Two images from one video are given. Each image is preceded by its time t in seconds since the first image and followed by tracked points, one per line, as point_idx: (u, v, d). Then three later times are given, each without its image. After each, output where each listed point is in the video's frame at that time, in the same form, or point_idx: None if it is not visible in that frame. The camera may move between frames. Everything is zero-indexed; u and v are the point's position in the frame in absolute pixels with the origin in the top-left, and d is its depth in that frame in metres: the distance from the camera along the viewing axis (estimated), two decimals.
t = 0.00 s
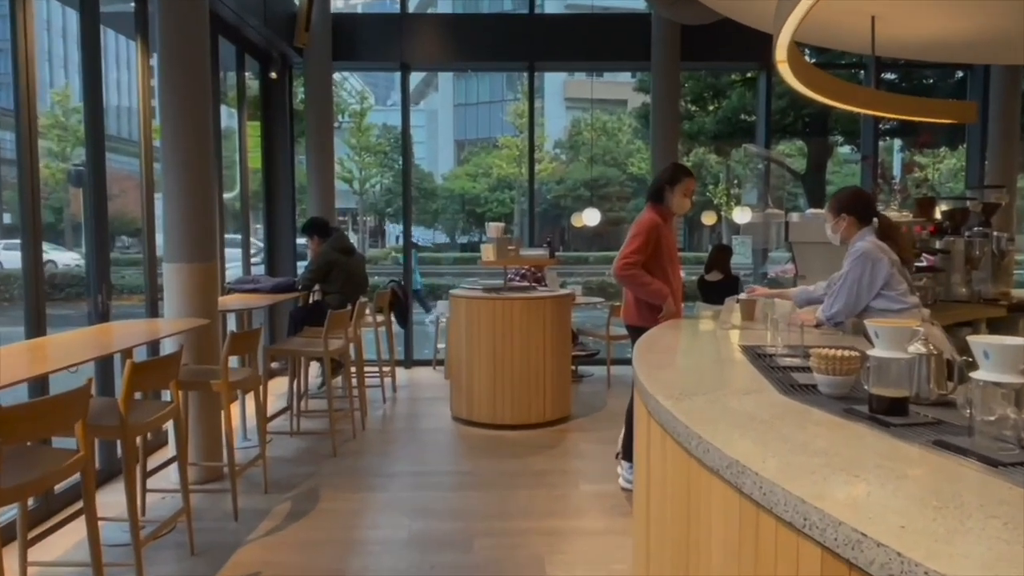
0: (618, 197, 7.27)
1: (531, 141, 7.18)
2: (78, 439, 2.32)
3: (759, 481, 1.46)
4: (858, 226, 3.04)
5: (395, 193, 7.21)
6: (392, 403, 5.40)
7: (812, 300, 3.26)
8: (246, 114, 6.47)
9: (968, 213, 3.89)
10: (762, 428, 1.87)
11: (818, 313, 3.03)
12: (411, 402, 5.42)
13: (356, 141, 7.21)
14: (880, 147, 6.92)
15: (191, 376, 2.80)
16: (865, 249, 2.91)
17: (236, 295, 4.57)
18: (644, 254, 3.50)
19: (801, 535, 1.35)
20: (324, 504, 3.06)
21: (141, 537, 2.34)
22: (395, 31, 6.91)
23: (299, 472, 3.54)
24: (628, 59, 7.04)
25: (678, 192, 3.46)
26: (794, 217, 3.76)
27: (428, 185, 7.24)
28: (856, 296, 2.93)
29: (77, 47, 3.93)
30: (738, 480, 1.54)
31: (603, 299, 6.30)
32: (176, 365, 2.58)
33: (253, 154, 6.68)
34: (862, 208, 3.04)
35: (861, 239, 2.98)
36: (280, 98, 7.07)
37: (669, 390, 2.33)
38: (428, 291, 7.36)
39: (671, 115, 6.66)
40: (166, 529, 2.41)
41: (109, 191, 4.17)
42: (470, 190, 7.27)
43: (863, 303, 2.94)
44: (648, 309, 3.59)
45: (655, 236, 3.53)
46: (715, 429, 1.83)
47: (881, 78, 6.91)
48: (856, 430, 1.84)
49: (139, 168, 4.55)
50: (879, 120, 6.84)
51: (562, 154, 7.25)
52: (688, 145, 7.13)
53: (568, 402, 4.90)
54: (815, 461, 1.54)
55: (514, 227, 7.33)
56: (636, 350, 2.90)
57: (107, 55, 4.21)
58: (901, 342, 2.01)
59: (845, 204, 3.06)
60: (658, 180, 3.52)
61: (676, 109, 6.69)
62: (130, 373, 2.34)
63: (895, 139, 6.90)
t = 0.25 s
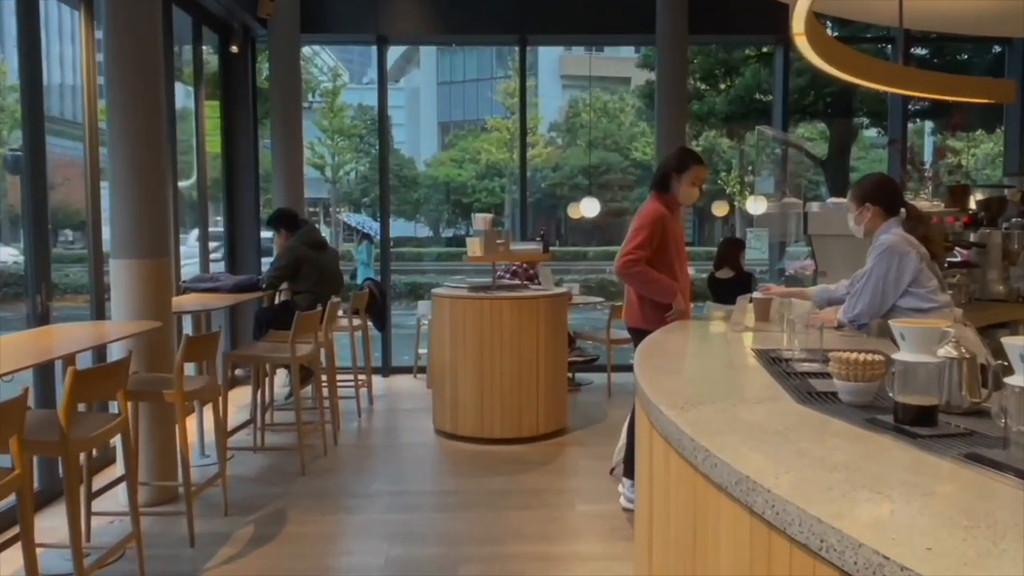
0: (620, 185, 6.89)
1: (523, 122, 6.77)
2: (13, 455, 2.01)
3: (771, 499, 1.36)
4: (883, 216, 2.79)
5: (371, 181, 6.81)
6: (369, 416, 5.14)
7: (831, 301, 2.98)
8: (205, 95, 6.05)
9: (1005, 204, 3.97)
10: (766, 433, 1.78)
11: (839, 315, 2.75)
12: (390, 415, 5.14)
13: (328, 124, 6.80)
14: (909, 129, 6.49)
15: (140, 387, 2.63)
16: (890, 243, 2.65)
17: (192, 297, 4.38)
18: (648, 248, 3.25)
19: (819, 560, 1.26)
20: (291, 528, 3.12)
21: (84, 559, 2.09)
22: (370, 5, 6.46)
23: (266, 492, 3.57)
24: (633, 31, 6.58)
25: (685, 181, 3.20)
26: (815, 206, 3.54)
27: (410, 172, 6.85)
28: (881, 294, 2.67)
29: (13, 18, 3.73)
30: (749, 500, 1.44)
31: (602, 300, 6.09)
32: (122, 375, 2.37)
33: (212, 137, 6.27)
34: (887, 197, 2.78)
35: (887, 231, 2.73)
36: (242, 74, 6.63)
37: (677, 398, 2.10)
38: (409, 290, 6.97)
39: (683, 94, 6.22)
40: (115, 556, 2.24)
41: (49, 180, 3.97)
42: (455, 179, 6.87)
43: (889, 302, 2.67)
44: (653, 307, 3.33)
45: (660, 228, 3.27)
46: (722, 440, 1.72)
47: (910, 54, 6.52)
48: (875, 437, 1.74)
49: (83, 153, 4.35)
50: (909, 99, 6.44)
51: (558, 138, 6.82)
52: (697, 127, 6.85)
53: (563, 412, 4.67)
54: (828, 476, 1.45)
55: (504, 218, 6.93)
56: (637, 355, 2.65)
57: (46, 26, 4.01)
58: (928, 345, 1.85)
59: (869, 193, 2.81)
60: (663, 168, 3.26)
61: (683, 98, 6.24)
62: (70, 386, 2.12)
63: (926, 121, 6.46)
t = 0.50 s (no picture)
0: (620, 176, 6.72)
1: (513, 110, 6.55)
2: None
3: (776, 514, 1.24)
4: (901, 209, 2.63)
5: (351, 172, 6.58)
6: (348, 426, 4.97)
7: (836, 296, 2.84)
8: (168, 78, 5.82)
9: None
10: (769, 439, 1.64)
11: (828, 297, 2.62)
12: (371, 426, 4.96)
13: (306, 111, 6.55)
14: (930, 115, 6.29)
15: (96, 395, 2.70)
16: (903, 236, 2.52)
17: (154, 299, 4.22)
18: (648, 244, 3.08)
19: None
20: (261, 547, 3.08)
21: (36, 563, 2.00)
22: None
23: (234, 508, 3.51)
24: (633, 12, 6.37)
25: (688, 173, 3.04)
26: (829, 200, 3.36)
27: (395, 164, 6.64)
28: (879, 286, 2.54)
29: None
30: (752, 512, 1.32)
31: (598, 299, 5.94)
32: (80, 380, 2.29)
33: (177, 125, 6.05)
34: (905, 190, 2.63)
35: (904, 225, 2.58)
36: (211, 58, 6.40)
37: (675, 406, 1.94)
38: (393, 291, 6.76)
39: (683, 81, 6.05)
40: None
41: None
42: (441, 171, 6.65)
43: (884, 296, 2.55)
44: (654, 306, 3.17)
45: (661, 222, 3.11)
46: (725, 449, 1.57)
47: (929, 38, 6.34)
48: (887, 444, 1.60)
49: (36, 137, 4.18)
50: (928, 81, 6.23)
51: (553, 126, 6.62)
52: (700, 115, 6.66)
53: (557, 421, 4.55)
54: (838, 489, 1.33)
55: (495, 213, 6.71)
56: (635, 359, 2.48)
57: None
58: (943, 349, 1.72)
59: (887, 184, 2.64)
60: (664, 159, 3.09)
61: (684, 92, 6.07)
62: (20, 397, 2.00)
63: (947, 107, 6.24)
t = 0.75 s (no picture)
0: (617, 167, 6.53)
1: (502, 97, 6.41)
2: None
3: (772, 538, 1.28)
4: (914, 206, 2.46)
5: (330, 164, 6.39)
6: (324, 439, 4.80)
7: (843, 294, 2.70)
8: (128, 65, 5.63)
9: None
10: (765, 456, 1.67)
11: (818, 284, 2.49)
12: (351, 439, 4.81)
13: (280, 98, 6.29)
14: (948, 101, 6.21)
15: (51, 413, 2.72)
16: (912, 233, 2.35)
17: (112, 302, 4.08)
18: (644, 244, 2.93)
19: None
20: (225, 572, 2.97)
21: None
22: None
23: (203, 528, 3.40)
24: None
25: (685, 170, 2.88)
26: (837, 195, 3.24)
27: (376, 156, 6.44)
28: (880, 280, 2.38)
29: None
30: (747, 536, 1.35)
31: (593, 300, 5.88)
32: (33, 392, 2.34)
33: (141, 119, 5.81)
34: (916, 185, 2.45)
35: (913, 223, 2.42)
36: (174, 39, 6.05)
37: (671, 422, 1.90)
38: (374, 291, 6.56)
39: (684, 63, 5.93)
40: None
41: None
42: (425, 162, 6.45)
43: (884, 290, 2.39)
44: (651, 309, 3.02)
45: (657, 220, 2.96)
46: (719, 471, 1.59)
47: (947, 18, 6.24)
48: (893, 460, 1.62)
49: None
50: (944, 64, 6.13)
51: (546, 115, 6.47)
52: (703, 102, 6.45)
53: (551, 426, 4.48)
54: (836, 511, 1.37)
55: (483, 207, 6.55)
56: (629, 364, 2.37)
57: None
58: (954, 362, 1.72)
59: (897, 179, 2.47)
60: (660, 153, 2.93)
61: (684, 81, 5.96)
62: None
63: (965, 93, 6.17)
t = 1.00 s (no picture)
0: (621, 156, 6.34)
1: (495, 81, 6.24)
2: None
3: (786, 562, 1.15)
4: (939, 201, 2.29)
5: (306, 153, 6.15)
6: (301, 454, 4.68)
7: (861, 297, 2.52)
8: (85, 45, 5.44)
9: None
10: (778, 471, 1.53)
11: (835, 284, 2.31)
12: (330, 455, 4.66)
13: (252, 81, 6.09)
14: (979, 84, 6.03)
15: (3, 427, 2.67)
16: (936, 229, 2.18)
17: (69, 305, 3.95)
18: (648, 241, 2.76)
19: None
20: None
21: None
22: None
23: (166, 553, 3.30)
24: None
25: (692, 161, 2.72)
26: (858, 187, 3.07)
27: (357, 143, 6.22)
28: (903, 280, 2.21)
29: None
30: (760, 558, 1.22)
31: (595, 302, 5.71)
32: None
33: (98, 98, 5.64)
34: (942, 178, 2.27)
35: (937, 220, 2.25)
36: (135, 16, 5.87)
37: (677, 434, 1.74)
38: (355, 293, 6.32)
39: (693, 34, 5.93)
40: None
41: None
42: (411, 150, 6.26)
43: (907, 291, 2.22)
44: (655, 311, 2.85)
45: (662, 216, 2.79)
46: (729, 488, 1.44)
47: None
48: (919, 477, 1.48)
49: None
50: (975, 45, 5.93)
51: (543, 98, 6.26)
52: (715, 86, 6.29)
53: (546, 435, 4.34)
54: (855, 533, 1.23)
55: (475, 199, 6.38)
56: (632, 371, 2.21)
57: None
58: (982, 369, 1.56)
59: (920, 172, 2.28)
60: (667, 144, 2.76)
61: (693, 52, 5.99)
62: None
63: (1000, 77, 5.94)
